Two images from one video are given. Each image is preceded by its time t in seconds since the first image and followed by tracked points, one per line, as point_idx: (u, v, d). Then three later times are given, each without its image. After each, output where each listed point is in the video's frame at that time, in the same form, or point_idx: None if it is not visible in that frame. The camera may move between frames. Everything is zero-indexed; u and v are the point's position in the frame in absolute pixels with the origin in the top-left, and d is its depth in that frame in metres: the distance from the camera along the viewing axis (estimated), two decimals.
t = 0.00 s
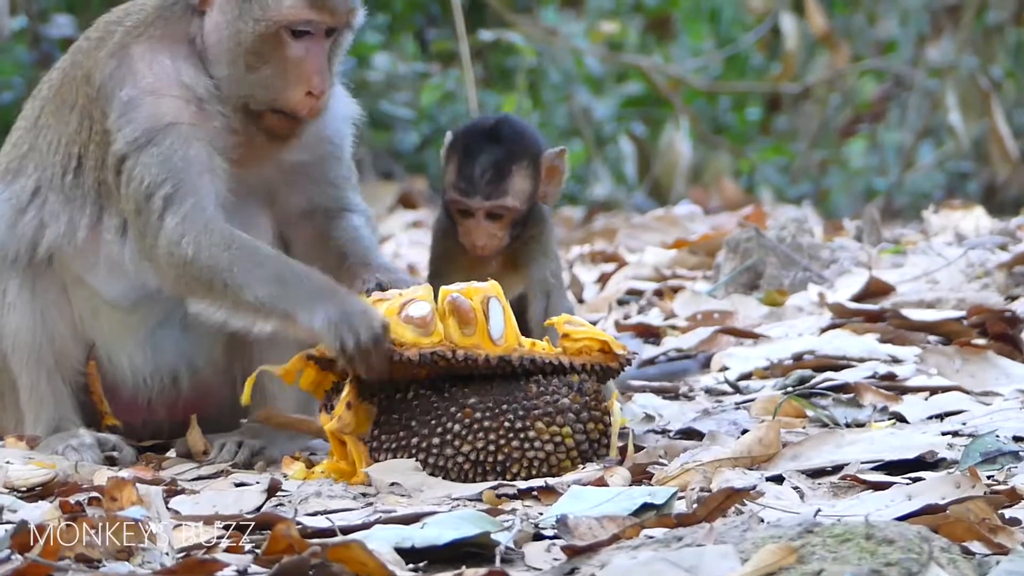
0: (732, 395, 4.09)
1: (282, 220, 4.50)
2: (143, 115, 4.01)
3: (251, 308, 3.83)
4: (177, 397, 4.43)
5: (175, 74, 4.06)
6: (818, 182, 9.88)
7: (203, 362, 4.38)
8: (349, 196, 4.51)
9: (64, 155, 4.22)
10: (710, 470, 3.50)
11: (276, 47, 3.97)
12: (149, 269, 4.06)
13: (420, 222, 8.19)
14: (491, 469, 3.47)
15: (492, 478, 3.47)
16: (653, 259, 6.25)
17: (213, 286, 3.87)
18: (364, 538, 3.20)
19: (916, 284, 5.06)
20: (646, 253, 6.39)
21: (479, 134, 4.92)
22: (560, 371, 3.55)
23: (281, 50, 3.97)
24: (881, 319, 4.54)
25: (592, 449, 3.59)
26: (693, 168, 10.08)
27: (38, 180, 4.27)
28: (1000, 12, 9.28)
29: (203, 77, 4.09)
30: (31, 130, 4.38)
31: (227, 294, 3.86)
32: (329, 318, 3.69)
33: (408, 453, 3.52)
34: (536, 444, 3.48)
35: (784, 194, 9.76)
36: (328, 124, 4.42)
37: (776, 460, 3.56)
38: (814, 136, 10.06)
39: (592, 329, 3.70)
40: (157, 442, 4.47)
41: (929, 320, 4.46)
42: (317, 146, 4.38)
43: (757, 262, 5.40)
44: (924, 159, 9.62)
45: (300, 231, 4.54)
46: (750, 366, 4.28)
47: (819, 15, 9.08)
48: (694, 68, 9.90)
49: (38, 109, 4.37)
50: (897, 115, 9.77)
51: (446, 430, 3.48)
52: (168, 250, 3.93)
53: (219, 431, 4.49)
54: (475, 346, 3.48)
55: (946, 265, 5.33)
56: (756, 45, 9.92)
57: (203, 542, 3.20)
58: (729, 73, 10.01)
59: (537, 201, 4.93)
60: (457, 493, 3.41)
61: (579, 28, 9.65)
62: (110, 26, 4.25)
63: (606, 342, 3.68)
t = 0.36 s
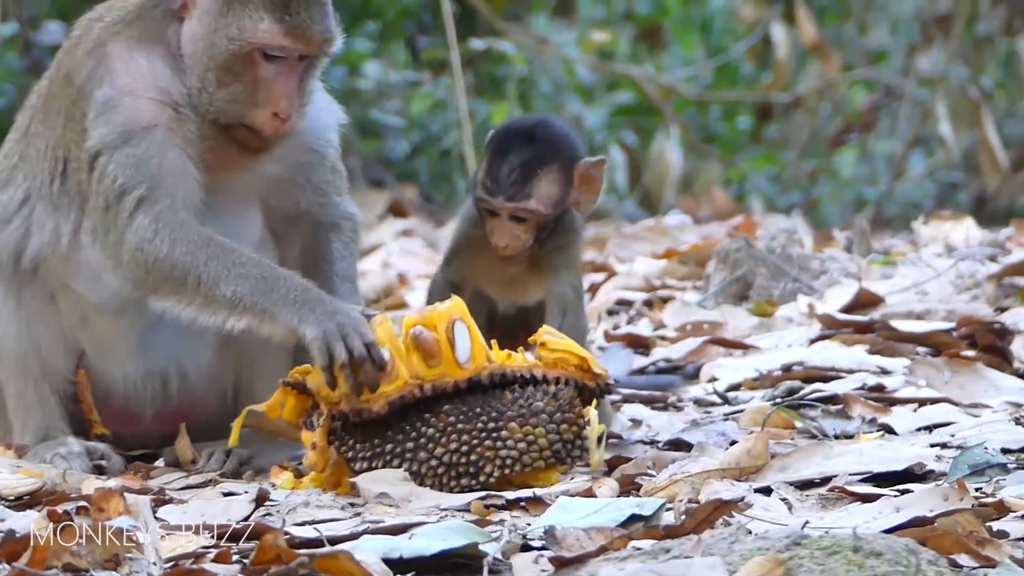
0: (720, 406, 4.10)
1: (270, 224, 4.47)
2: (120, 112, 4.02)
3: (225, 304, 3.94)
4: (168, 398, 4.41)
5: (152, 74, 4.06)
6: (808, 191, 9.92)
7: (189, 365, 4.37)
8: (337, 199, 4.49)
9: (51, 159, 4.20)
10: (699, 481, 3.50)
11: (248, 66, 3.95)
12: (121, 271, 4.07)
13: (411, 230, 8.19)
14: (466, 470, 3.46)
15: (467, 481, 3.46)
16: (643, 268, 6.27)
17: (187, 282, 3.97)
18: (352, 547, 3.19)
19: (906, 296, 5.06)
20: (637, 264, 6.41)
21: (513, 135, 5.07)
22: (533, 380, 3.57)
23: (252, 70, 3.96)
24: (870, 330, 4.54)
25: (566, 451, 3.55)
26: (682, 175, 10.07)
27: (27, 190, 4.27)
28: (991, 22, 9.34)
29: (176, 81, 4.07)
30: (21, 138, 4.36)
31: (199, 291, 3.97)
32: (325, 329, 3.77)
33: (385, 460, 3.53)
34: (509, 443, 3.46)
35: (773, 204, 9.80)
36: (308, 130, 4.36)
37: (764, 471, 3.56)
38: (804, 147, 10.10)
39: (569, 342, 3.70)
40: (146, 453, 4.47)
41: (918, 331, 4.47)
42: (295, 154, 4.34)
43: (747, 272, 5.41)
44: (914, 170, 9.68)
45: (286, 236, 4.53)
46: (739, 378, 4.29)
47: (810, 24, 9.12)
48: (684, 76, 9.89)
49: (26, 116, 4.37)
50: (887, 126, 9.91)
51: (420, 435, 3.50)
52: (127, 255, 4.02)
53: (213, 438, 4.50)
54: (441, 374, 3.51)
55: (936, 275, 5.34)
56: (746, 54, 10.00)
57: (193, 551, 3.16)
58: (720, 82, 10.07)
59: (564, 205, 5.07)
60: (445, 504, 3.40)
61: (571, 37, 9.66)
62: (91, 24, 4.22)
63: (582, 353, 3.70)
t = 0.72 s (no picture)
0: (694, 417, 4.09)
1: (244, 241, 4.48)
2: (98, 130, 3.99)
3: (213, 329, 3.92)
4: (142, 415, 4.40)
5: (128, 92, 4.04)
6: (783, 203, 10.02)
7: (161, 377, 4.36)
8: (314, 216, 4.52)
9: (30, 175, 4.17)
10: (673, 493, 3.50)
11: (223, 95, 3.96)
12: (109, 293, 4.03)
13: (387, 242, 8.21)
14: (433, 494, 3.49)
15: (433, 503, 3.48)
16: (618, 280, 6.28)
17: (174, 304, 3.94)
18: (326, 560, 3.17)
19: (879, 307, 5.08)
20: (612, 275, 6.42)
21: (491, 141, 5.04)
22: (512, 414, 3.64)
23: (227, 99, 3.96)
24: (844, 342, 4.55)
25: (537, 484, 3.55)
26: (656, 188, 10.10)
27: (7, 200, 4.23)
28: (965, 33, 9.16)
29: (154, 101, 4.05)
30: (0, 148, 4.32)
31: (186, 313, 3.94)
32: (305, 362, 3.72)
33: (355, 476, 3.58)
34: (479, 470, 3.48)
35: (747, 215, 9.91)
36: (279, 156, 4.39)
37: (738, 483, 3.56)
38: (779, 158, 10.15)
39: (557, 379, 3.81)
40: (119, 465, 4.45)
41: (892, 342, 4.48)
42: (267, 181, 4.37)
43: (721, 284, 5.42)
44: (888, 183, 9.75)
45: (265, 249, 4.53)
46: (712, 390, 4.29)
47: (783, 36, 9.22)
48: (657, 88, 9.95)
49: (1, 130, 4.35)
50: (862, 137, 9.94)
51: (392, 457, 3.55)
52: (116, 273, 3.97)
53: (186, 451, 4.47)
54: (421, 405, 3.55)
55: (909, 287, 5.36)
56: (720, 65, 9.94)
57: (167, 563, 3.13)
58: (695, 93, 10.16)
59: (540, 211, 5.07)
60: (418, 516, 3.39)
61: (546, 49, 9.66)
62: (72, 41, 4.21)
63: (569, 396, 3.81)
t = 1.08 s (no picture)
0: (688, 429, 4.09)
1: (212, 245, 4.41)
2: (70, 157, 4.01)
3: (204, 340, 3.95)
4: (125, 427, 4.41)
5: (101, 114, 4.07)
6: (775, 216, 10.09)
7: (145, 391, 4.37)
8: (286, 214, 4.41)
9: None
10: (667, 505, 3.50)
11: (229, 59, 4.00)
12: (85, 327, 4.07)
13: (380, 255, 8.20)
14: (428, 502, 3.48)
15: (428, 512, 3.47)
16: (611, 291, 6.28)
17: (157, 326, 3.98)
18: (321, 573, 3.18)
19: (873, 318, 5.08)
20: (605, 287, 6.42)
21: (454, 172, 5.04)
22: (505, 420, 3.61)
23: (236, 64, 4.00)
24: (838, 353, 4.55)
25: (531, 491, 3.56)
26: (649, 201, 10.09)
27: None
28: (956, 46, 9.13)
29: (133, 116, 4.11)
30: None
31: (173, 334, 3.98)
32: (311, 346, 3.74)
33: (349, 487, 3.57)
34: (473, 478, 3.48)
35: (740, 227, 9.96)
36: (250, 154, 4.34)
37: (732, 495, 3.56)
38: (771, 170, 10.28)
39: (548, 387, 3.79)
40: (110, 476, 4.46)
41: (885, 354, 4.48)
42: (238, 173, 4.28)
43: (715, 296, 5.41)
44: (879, 195, 9.79)
45: (238, 252, 4.43)
46: (707, 401, 4.29)
47: (776, 47, 9.23)
48: (650, 100, 9.98)
49: None
50: (855, 149, 9.92)
51: (386, 466, 3.53)
52: (92, 307, 4.00)
53: (184, 458, 4.51)
54: (415, 402, 3.53)
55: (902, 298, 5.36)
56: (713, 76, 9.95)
57: None
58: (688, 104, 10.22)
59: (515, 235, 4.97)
60: (413, 528, 3.40)
61: (538, 61, 9.66)
62: (37, 58, 4.20)
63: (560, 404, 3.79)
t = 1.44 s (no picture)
0: (683, 439, 4.08)
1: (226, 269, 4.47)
2: (68, 181, 4.02)
3: (197, 377, 3.98)
4: (129, 446, 4.40)
5: (99, 147, 4.05)
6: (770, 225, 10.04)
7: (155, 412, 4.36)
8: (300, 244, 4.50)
9: None
10: (662, 515, 3.50)
11: (196, 140, 3.99)
12: (82, 349, 4.08)
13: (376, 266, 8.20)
14: (417, 513, 3.47)
15: (417, 522, 3.46)
16: (606, 302, 6.27)
17: (153, 356, 4.00)
18: None
19: (868, 328, 5.08)
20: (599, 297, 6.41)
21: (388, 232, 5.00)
22: (498, 435, 3.61)
23: (201, 143, 3.99)
24: (833, 363, 4.54)
25: (520, 504, 3.54)
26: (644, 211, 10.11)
27: None
28: (950, 54, 9.15)
29: (125, 154, 4.06)
30: None
31: (168, 365, 4.00)
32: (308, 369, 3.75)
33: (340, 497, 3.57)
34: (463, 489, 3.46)
35: (735, 236, 9.96)
36: (265, 176, 4.34)
37: (727, 505, 3.55)
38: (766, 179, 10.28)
39: (543, 400, 3.79)
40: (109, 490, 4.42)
41: (880, 363, 4.48)
42: (248, 206, 4.35)
43: (710, 306, 5.42)
44: (875, 203, 9.79)
45: (256, 277, 4.50)
46: (701, 411, 4.28)
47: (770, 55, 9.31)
48: (645, 109, 10.03)
49: None
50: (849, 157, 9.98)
51: (376, 477, 3.53)
52: (89, 331, 4.02)
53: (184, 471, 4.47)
54: (405, 426, 3.52)
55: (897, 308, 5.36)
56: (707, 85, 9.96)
57: None
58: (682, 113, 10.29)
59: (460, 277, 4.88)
60: (408, 539, 3.39)
61: (533, 70, 9.67)
62: (39, 82, 4.21)
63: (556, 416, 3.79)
